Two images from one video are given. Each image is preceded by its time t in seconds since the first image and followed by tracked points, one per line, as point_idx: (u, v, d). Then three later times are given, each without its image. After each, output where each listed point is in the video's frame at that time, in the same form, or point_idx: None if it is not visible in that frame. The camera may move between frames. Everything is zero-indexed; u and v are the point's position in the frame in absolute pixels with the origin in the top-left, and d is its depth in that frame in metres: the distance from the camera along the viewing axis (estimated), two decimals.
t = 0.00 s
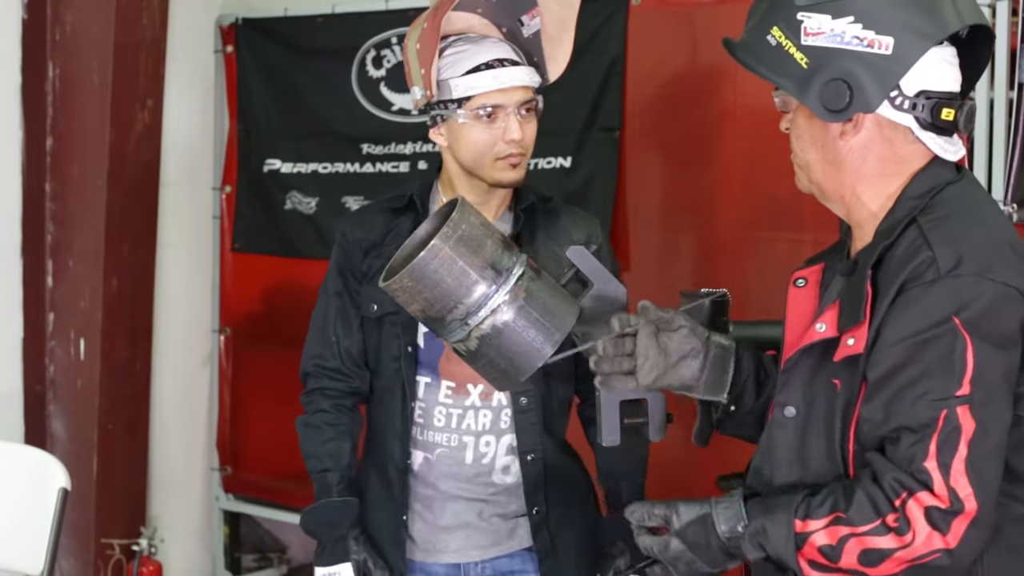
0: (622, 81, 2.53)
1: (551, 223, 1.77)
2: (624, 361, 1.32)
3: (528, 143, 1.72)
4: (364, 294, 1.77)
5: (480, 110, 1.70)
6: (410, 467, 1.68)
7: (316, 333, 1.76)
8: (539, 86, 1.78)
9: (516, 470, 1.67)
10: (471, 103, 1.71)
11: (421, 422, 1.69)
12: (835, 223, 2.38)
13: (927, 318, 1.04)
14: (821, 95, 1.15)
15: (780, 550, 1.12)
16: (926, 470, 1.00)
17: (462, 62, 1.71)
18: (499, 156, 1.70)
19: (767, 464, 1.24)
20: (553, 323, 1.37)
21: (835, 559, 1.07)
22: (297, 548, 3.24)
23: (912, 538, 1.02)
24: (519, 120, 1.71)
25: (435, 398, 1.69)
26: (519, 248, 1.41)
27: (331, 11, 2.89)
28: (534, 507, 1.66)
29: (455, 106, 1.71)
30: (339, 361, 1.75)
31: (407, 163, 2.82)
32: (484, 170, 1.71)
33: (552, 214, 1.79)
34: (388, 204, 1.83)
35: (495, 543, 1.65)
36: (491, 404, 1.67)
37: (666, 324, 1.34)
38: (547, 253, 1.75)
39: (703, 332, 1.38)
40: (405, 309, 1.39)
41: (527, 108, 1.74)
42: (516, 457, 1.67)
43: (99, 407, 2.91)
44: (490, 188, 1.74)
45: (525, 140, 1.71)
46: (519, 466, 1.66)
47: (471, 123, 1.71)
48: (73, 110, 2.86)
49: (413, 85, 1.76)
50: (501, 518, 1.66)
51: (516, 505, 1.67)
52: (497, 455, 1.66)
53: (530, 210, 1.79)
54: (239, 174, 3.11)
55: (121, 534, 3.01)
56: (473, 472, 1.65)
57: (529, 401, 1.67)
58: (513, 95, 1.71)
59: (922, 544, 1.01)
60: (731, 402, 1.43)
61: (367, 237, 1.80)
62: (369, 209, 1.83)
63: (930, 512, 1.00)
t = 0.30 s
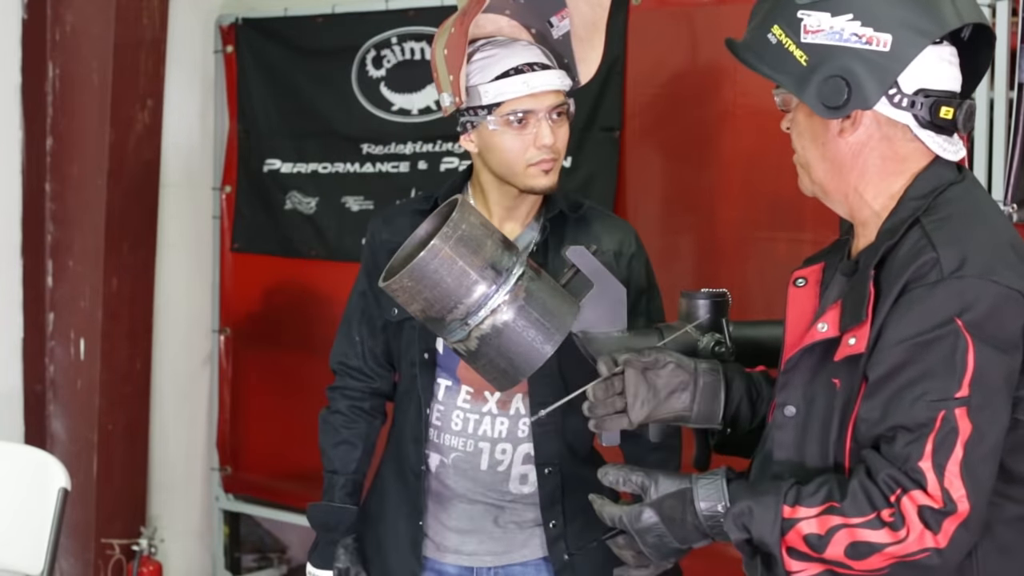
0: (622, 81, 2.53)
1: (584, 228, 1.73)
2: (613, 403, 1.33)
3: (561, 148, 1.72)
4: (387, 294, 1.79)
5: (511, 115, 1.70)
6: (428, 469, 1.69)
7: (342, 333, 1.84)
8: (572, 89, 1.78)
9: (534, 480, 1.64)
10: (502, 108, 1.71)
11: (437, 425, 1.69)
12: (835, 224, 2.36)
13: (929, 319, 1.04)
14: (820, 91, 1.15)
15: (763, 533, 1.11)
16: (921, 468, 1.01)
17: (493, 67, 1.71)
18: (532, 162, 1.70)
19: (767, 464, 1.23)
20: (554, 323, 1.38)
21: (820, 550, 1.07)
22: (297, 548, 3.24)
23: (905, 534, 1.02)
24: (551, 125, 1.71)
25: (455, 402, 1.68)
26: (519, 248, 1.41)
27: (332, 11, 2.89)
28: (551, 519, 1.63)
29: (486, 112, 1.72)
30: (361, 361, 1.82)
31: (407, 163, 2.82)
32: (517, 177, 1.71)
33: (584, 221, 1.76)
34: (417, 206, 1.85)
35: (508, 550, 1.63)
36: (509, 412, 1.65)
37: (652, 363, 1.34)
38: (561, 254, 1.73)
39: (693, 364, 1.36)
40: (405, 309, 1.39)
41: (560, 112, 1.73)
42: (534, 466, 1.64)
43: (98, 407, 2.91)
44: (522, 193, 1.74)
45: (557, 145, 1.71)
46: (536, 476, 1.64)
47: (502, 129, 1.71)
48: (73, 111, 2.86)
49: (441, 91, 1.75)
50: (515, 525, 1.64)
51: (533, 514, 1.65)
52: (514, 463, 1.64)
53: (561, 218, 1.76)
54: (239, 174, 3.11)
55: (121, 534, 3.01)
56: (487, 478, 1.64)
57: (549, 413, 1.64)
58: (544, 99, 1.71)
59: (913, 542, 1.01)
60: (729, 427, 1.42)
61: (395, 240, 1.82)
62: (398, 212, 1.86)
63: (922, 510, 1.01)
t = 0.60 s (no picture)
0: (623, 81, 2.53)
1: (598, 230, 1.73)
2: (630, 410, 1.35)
3: (579, 148, 1.71)
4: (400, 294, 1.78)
5: (529, 113, 1.70)
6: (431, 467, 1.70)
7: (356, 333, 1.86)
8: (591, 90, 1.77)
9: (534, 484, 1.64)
10: (521, 106, 1.70)
11: (441, 423, 1.69)
12: (834, 223, 2.37)
13: (930, 319, 1.04)
14: (816, 87, 1.15)
15: (787, 556, 1.12)
16: (933, 473, 1.01)
17: (513, 65, 1.71)
18: (548, 161, 1.70)
19: (763, 475, 1.24)
20: (554, 323, 1.38)
21: (842, 565, 1.07)
22: (299, 549, 3.27)
23: (922, 542, 1.02)
24: (569, 124, 1.71)
25: (459, 402, 1.68)
26: (519, 248, 1.41)
27: (331, 11, 2.89)
28: (547, 524, 1.63)
29: (505, 110, 1.72)
30: (375, 355, 1.83)
31: (407, 163, 2.82)
32: (533, 176, 1.71)
33: (599, 223, 1.76)
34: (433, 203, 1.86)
35: (505, 554, 1.64)
36: (512, 415, 1.66)
37: (668, 369, 1.35)
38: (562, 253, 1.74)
39: (706, 365, 1.38)
40: (405, 309, 1.39)
41: (579, 112, 1.73)
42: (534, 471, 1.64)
43: (98, 407, 2.91)
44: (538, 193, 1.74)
45: (575, 144, 1.71)
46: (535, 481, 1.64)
47: (520, 128, 1.71)
48: (73, 110, 2.86)
49: (459, 89, 1.78)
50: (514, 529, 1.65)
51: (531, 519, 1.65)
52: (515, 466, 1.64)
53: (575, 220, 1.76)
54: (238, 174, 3.11)
55: (121, 534, 3.01)
56: (487, 480, 1.64)
57: (551, 416, 1.64)
58: (563, 98, 1.71)
59: (932, 547, 1.01)
60: (740, 427, 1.43)
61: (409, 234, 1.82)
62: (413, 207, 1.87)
63: (937, 515, 1.01)
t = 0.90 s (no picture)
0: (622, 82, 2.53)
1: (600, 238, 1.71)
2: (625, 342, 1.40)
3: (584, 151, 1.70)
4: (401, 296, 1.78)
5: (535, 117, 1.70)
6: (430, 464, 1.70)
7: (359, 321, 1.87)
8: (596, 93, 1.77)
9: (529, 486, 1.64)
10: (527, 110, 1.70)
11: (439, 422, 1.70)
12: (835, 223, 2.36)
13: (931, 325, 1.04)
14: (821, 92, 1.15)
15: (771, 552, 1.12)
16: (925, 477, 1.01)
17: (520, 67, 1.71)
18: (553, 165, 1.69)
19: (765, 475, 1.24)
20: (553, 323, 1.38)
21: (828, 564, 1.07)
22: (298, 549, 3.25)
23: (908, 545, 1.02)
24: (575, 128, 1.70)
25: (457, 401, 1.68)
26: (520, 248, 1.41)
27: (332, 11, 2.89)
28: (540, 527, 1.63)
29: (510, 113, 1.71)
30: (375, 349, 1.85)
31: (407, 163, 2.82)
32: (537, 178, 1.71)
33: (602, 228, 1.74)
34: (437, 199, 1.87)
35: (501, 553, 1.64)
36: (507, 417, 1.64)
37: (665, 316, 1.39)
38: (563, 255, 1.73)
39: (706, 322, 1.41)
40: (406, 309, 1.39)
41: (584, 116, 1.72)
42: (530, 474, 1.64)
43: (98, 407, 2.91)
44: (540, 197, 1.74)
45: (580, 149, 1.70)
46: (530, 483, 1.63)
47: (525, 132, 1.70)
48: (73, 111, 2.86)
49: (465, 90, 1.77)
50: (510, 528, 1.65)
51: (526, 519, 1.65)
52: (509, 468, 1.64)
53: (575, 224, 1.75)
54: (238, 174, 3.11)
55: (121, 534, 3.01)
56: (483, 479, 1.64)
57: (545, 422, 1.63)
58: (569, 102, 1.70)
59: (918, 551, 1.01)
60: (731, 390, 1.46)
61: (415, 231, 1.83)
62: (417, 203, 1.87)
63: (925, 519, 1.01)
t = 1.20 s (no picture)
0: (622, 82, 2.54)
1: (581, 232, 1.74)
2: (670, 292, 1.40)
3: (566, 145, 1.71)
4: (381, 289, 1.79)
5: (517, 110, 1.70)
6: (413, 466, 1.69)
7: (335, 326, 1.85)
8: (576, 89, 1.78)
9: (518, 482, 1.65)
10: (509, 103, 1.70)
11: (425, 423, 1.69)
12: (835, 224, 2.36)
13: (926, 330, 1.04)
14: (822, 96, 1.15)
15: (763, 544, 1.12)
16: (918, 480, 1.01)
17: (502, 62, 1.70)
18: (535, 158, 1.69)
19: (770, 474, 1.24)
20: (553, 322, 1.38)
21: (818, 561, 1.08)
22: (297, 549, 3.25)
23: (901, 545, 1.02)
24: (557, 122, 1.70)
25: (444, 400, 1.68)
26: (519, 248, 1.41)
27: (332, 11, 2.89)
28: (532, 523, 1.64)
29: (492, 106, 1.71)
30: (354, 355, 1.83)
31: (407, 163, 2.82)
32: (519, 172, 1.70)
33: (582, 223, 1.76)
34: (416, 200, 1.86)
35: (491, 554, 1.64)
36: (497, 414, 1.65)
37: (706, 279, 1.41)
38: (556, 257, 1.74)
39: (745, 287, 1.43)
40: (406, 309, 1.39)
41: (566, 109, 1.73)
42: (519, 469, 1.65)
43: (98, 407, 2.91)
44: (522, 191, 1.73)
45: (562, 142, 1.70)
46: (520, 479, 1.64)
47: (507, 124, 1.70)
48: (73, 110, 2.86)
49: (447, 85, 1.74)
50: (497, 528, 1.65)
51: (515, 518, 1.65)
52: (499, 465, 1.65)
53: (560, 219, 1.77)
54: (238, 174, 3.11)
55: (121, 534, 3.01)
56: (472, 479, 1.64)
57: (537, 416, 1.65)
58: (551, 95, 1.70)
59: (909, 552, 1.02)
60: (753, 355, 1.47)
61: (389, 233, 1.83)
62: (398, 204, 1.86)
63: (917, 521, 1.01)
